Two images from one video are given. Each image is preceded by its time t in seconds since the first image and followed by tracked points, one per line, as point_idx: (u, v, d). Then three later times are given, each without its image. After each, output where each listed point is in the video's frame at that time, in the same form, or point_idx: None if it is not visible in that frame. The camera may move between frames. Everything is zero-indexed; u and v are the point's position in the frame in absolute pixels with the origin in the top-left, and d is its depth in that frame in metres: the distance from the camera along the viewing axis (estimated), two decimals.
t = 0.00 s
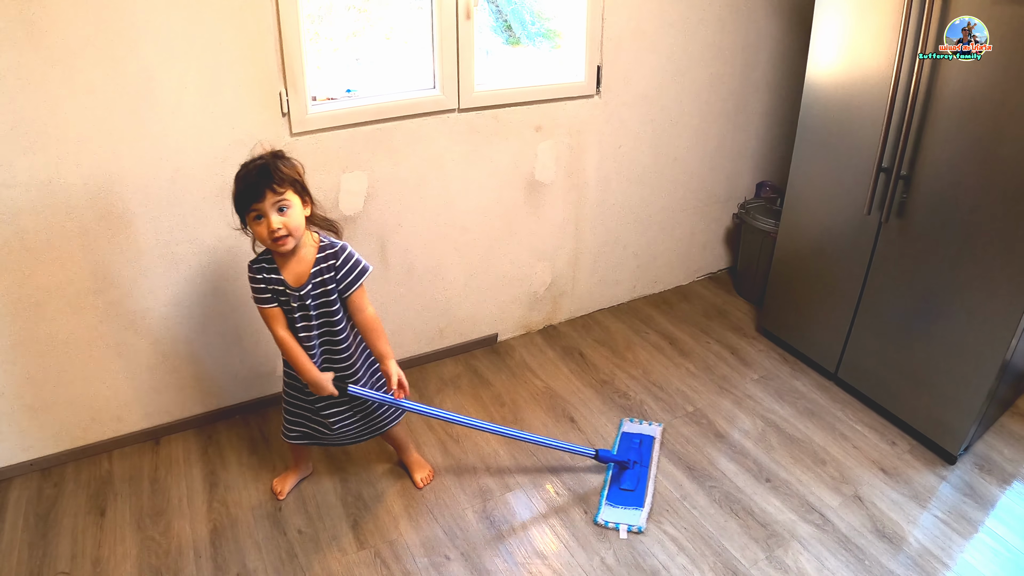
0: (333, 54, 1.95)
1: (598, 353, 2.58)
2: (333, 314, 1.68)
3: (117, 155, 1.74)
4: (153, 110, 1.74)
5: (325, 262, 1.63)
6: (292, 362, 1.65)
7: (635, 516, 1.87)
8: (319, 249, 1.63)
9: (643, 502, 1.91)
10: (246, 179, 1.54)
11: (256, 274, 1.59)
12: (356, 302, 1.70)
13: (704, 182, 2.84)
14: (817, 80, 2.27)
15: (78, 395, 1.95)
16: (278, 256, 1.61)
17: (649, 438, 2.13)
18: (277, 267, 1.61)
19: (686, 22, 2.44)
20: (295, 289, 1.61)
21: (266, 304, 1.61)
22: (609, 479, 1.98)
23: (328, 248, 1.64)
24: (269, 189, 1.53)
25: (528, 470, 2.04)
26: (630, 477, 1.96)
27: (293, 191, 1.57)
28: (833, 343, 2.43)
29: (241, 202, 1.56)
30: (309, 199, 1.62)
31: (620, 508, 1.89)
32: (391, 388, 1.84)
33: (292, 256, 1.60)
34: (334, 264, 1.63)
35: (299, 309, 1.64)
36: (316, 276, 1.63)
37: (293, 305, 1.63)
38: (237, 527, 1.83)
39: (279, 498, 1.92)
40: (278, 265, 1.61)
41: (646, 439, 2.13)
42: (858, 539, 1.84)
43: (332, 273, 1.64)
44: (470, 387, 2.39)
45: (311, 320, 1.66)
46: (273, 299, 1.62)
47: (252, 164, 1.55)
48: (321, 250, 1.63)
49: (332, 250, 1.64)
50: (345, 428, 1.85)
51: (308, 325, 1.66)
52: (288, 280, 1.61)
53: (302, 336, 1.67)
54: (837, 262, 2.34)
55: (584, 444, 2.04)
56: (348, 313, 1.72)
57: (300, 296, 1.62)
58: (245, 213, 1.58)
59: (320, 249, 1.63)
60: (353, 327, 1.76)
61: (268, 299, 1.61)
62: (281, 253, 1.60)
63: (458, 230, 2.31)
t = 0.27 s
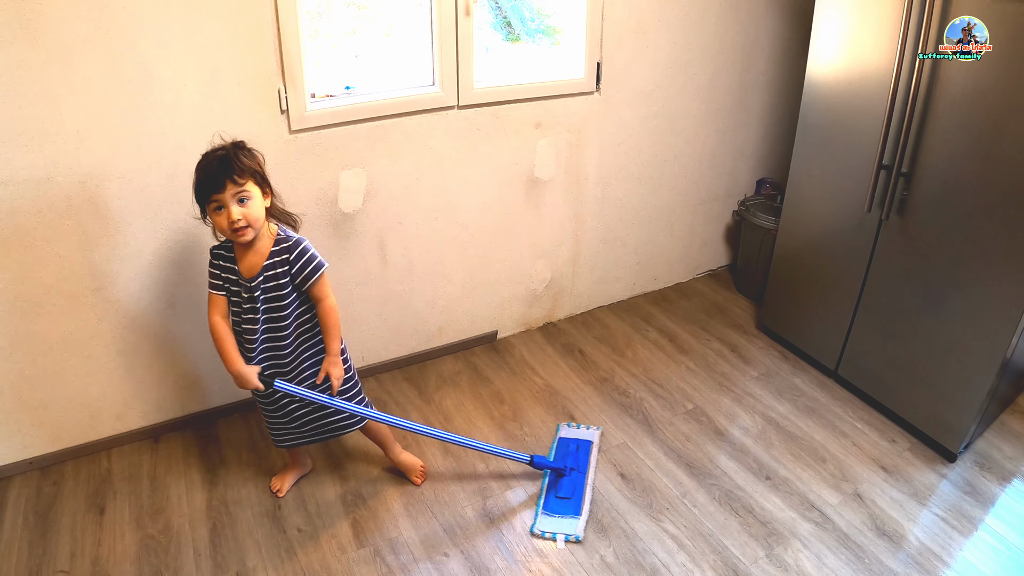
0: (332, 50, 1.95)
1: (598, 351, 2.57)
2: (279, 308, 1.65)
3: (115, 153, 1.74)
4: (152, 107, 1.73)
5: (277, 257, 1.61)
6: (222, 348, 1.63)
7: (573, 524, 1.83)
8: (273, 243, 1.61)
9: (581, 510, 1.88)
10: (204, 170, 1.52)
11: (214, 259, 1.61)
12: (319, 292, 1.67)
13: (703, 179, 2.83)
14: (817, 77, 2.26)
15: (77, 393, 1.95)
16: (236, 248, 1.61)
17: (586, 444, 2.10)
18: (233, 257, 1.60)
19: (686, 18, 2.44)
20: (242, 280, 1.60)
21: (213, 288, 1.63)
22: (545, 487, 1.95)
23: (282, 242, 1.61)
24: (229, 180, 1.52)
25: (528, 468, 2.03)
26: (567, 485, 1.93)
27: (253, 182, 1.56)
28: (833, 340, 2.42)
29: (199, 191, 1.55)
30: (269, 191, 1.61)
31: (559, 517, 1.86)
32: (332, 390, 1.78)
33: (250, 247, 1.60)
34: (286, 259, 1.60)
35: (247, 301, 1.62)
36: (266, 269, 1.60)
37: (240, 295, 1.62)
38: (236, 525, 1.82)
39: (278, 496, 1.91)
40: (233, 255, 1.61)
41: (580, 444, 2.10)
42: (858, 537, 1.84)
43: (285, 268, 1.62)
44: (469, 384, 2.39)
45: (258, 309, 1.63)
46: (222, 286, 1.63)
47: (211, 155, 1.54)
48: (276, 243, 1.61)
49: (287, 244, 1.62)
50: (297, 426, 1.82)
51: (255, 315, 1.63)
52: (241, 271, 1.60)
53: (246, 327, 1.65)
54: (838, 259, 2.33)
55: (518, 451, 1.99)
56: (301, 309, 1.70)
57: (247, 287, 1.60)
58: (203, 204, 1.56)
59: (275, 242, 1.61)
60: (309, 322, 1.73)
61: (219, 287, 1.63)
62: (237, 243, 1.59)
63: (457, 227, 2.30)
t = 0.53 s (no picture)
0: (331, 48, 1.94)
1: (598, 349, 2.57)
2: (272, 300, 1.63)
3: (112, 153, 1.73)
4: (149, 107, 1.72)
5: (277, 249, 1.60)
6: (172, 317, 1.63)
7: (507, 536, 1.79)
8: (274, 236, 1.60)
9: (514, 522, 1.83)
10: (224, 168, 1.45)
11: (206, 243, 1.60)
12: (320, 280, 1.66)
13: (703, 177, 2.82)
14: (817, 75, 2.26)
15: (75, 393, 1.95)
16: (234, 237, 1.58)
17: (513, 450, 2.05)
18: (235, 246, 1.58)
19: (685, 16, 2.43)
20: (239, 272, 1.57)
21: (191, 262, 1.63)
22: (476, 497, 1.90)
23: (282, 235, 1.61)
24: (260, 179, 1.48)
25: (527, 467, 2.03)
26: (498, 495, 1.88)
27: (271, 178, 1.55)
28: (833, 339, 2.42)
29: (206, 182, 1.47)
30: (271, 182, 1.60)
31: (490, 530, 1.81)
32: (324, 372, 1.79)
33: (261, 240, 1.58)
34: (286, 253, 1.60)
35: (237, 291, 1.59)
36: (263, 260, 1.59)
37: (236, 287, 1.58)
38: (235, 525, 1.82)
39: (277, 496, 1.91)
40: (231, 243, 1.59)
41: (512, 451, 2.05)
42: (858, 536, 1.83)
43: (283, 260, 1.61)
44: (469, 383, 2.38)
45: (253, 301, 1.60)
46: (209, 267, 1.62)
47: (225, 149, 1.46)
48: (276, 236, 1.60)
49: (287, 237, 1.61)
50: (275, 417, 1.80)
51: (248, 305, 1.60)
52: (237, 262, 1.58)
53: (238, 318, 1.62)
54: (838, 258, 2.33)
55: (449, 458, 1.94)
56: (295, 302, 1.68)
57: (243, 278, 1.57)
58: (210, 197, 1.49)
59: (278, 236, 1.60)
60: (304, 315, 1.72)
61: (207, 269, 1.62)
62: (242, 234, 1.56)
63: (456, 226, 2.30)
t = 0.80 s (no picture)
0: (331, 48, 1.94)
1: (598, 349, 2.57)
2: (323, 300, 1.63)
3: (112, 152, 1.73)
4: (149, 106, 1.73)
5: (333, 250, 1.62)
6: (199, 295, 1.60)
7: (510, 537, 1.78)
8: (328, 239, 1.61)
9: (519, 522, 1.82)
10: (305, 178, 1.44)
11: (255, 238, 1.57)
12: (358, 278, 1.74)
13: (703, 176, 2.83)
14: (816, 74, 2.26)
15: (74, 392, 1.95)
16: (285, 235, 1.56)
17: (518, 450, 2.04)
18: (285, 245, 1.56)
19: (685, 16, 2.43)
20: (296, 272, 1.56)
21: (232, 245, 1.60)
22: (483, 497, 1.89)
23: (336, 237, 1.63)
24: (331, 188, 1.49)
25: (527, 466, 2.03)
26: (504, 495, 1.87)
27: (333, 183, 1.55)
28: (833, 338, 2.42)
29: (274, 184, 1.45)
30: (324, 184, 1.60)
31: (495, 529, 1.80)
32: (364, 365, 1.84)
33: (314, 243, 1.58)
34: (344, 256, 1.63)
35: (295, 296, 1.58)
36: (319, 262, 1.60)
37: (291, 287, 1.57)
38: (234, 524, 1.82)
39: (277, 495, 1.91)
40: (281, 241, 1.57)
41: (519, 450, 2.04)
42: (857, 535, 1.84)
43: (338, 262, 1.64)
44: (468, 382, 2.38)
45: (309, 301, 1.60)
46: (256, 262, 1.59)
47: (301, 156, 1.45)
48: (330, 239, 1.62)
49: (341, 239, 1.63)
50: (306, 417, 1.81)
51: (303, 306, 1.60)
52: (293, 262, 1.57)
53: (291, 316, 1.61)
54: (837, 257, 2.33)
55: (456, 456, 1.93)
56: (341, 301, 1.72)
57: (300, 277, 1.57)
58: (278, 200, 1.46)
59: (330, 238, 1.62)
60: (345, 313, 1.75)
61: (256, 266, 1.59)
62: (296, 235, 1.55)
63: (455, 225, 2.30)
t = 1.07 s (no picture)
0: (333, 45, 1.93)
1: (600, 347, 2.57)
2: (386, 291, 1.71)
3: (113, 150, 1.72)
4: (151, 103, 1.72)
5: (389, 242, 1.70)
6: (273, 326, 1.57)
7: (603, 531, 1.81)
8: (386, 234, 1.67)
9: (607, 515, 1.85)
10: (393, 183, 1.48)
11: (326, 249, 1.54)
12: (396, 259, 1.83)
13: (706, 174, 2.82)
14: (819, 73, 2.25)
15: (75, 390, 1.94)
16: (356, 238, 1.59)
17: (588, 445, 2.09)
18: (353, 246, 1.59)
19: (688, 13, 2.42)
20: (376, 270, 1.64)
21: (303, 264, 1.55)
22: (565, 494, 1.91)
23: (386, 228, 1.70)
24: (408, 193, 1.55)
25: (528, 465, 2.03)
26: (587, 489, 1.90)
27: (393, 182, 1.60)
28: (836, 338, 2.42)
29: (363, 196, 1.46)
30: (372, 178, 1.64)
31: (586, 523, 1.82)
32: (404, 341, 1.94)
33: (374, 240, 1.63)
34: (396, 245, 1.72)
35: (374, 295, 1.65)
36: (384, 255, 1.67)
37: (372, 286, 1.63)
38: (236, 522, 1.82)
39: (279, 494, 1.91)
40: (349, 242, 1.59)
41: (591, 446, 2.08)
42: (859, 535, 1.83)
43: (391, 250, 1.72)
44: (470, 381, 2.38)
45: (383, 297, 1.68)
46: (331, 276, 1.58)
47: (381, 160, 1.48)
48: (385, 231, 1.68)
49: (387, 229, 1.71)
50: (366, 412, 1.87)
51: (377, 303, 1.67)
52: (367, 262, 1.62)
53: (369, 317, 1.66)
54: (840, 256, 2.32)
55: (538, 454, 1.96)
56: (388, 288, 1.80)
57: (377, 276, 1.64)
58: (368, 209, 1.49)
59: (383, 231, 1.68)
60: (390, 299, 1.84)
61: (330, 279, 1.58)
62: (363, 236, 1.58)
63: (457, 223, 2.29)
